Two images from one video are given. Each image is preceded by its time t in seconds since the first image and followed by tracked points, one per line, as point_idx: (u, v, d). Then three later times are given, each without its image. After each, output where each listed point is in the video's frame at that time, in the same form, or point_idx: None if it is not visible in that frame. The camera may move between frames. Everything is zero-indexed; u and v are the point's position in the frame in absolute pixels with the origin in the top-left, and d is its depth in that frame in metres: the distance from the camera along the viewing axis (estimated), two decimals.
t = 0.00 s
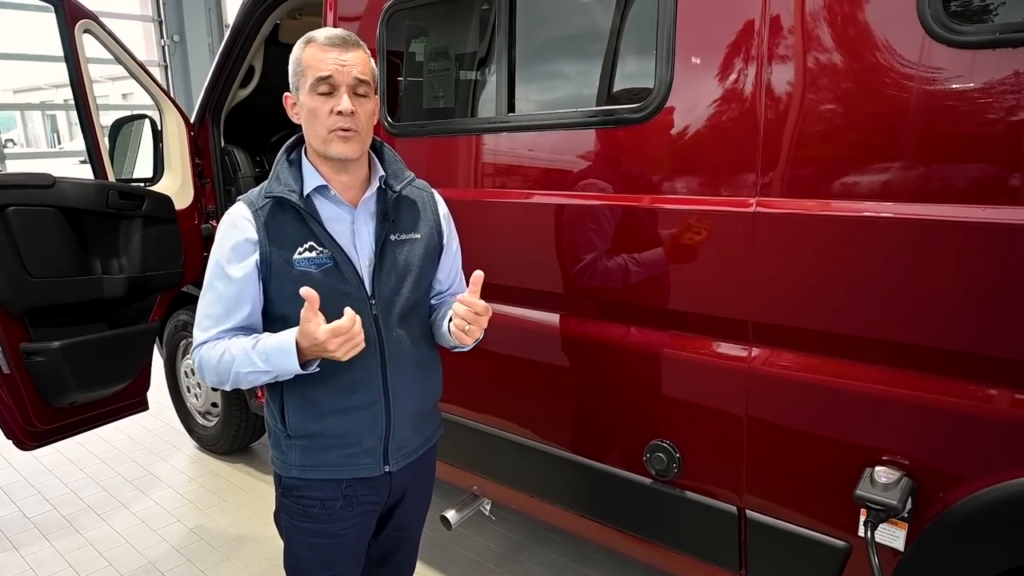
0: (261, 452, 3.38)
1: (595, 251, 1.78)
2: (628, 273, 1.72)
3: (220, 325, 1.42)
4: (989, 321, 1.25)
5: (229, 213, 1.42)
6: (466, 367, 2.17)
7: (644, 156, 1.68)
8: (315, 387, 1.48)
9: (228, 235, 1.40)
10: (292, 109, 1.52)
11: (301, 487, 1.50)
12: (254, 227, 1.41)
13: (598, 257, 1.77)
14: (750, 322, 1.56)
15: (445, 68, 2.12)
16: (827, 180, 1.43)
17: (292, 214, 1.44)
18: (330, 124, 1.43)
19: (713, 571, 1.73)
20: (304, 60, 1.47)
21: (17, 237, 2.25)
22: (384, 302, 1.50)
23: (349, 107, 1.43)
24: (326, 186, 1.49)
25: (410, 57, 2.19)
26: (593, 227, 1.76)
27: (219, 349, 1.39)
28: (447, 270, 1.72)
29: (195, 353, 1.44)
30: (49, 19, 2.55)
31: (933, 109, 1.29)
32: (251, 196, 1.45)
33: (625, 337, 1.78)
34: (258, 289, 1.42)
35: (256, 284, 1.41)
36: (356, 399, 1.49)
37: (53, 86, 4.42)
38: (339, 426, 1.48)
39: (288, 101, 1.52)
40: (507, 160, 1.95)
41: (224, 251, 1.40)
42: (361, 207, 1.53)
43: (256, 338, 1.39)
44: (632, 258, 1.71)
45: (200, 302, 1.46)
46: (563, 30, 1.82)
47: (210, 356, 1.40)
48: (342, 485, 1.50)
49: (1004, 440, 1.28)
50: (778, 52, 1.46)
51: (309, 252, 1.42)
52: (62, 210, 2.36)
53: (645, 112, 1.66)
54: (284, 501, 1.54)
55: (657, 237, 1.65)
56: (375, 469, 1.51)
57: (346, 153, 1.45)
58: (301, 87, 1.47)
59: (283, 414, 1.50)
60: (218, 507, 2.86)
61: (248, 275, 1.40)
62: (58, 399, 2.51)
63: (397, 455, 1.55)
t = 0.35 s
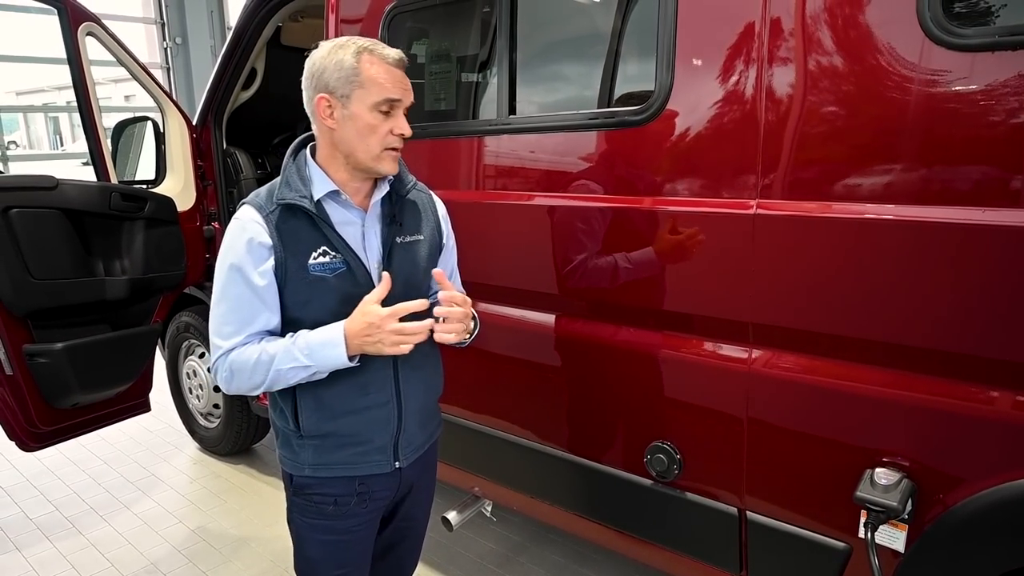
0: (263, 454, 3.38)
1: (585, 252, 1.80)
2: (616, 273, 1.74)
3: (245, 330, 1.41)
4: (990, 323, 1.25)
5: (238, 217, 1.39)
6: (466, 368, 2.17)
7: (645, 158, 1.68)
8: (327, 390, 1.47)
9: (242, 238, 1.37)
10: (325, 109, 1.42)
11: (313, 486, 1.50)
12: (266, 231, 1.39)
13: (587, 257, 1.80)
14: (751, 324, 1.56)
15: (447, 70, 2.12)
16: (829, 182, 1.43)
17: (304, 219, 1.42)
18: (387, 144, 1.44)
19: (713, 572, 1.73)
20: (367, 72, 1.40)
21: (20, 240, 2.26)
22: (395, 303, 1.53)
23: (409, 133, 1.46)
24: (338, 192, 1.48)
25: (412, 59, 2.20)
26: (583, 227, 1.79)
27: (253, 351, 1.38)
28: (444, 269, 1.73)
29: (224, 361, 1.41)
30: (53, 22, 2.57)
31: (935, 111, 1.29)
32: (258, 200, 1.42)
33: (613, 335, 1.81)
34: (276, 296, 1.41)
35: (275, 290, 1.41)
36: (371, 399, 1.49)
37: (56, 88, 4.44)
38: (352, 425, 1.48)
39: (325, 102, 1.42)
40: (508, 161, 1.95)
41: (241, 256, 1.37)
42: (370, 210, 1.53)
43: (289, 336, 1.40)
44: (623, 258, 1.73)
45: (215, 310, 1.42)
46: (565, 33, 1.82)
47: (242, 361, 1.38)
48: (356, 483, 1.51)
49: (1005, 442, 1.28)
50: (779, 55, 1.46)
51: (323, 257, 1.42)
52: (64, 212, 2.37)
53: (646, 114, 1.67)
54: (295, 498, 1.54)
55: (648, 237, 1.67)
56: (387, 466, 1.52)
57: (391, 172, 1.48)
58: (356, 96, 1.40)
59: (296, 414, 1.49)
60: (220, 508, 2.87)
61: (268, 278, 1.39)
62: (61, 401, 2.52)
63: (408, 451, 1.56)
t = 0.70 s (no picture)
0: (264, 454, 3.38)
1: (562, 249, 1.85)
2: (592, 269, 1.79)
3: (278, 329, 1.39)
4: (993, 323, 1.25)
5: (261, 215, 1.37)
6: (467, 369, 2.17)
7: (647, 159, 1.68)
8: (348, 386, 1.48)
9: (271, 236, 1.36)
10: (339, 114, 1.42)
11: (333, 481, 1.50)
12: (294, 229, 1.38)
13: (564, 254, 1.85)
14: (753, 325, 1.56)
15: (449, 70, 2.12)
16: (830, 182, 1.43)
17: (328, 216, 1.42)
18: (401, 146, 1.44)
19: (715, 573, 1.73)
20: (378, 76, 1.40)
21: (23, 240, 2.26)
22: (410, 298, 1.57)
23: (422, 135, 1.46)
24: (358, 190, 1.49)
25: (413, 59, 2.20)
26: (561, 224, 1.84)
27: (292, 348, 1.37)
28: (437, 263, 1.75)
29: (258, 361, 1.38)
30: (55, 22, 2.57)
31: (937, 112, 1.29)
32: (280, 198, 1.40)
33: (590, 330, 1.86)
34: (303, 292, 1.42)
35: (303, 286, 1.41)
36: (391, 392, 1.51)
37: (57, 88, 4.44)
38: (372, 419, 1.50)
39: (338, 107, 1.42)
40: (510, 161, 1.95)
41: (273, 254, 1.35)
42: (385, 208, 1.55)
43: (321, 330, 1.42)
44: (599, 255, 1.78)
45: (242, 311, 1.38)
46: (567, 33, 1.82)
47: (281, 359, 1.36)
48: (375, 475, 1.52)
49: (1007, 443, 1.27)
50: (780, 55, 1.46)
51: (348, 254, 1.43)
52: (66, 212, 2.37)
53: (647, 115, 1.67)
54: (312, 494, 1.54)
55: (625, 232, 1.71)
56: (404, 456, 1.55)
57: (404, 173, 1.48)
58: (368, 100, 1.40)
59: (317, 411, 1.48)
60: (221, 508, 2.87)
61: (300, 275, 1.39)
62: (62, 401, 2.52)
63: (420, 441, 1.60)
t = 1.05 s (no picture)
0: (266, 453, 3.38)
1: (558, 247, 1.85)
2: (587, 267, 1.79)
3: (286, 325, 1.39)
4: (995, 323, 1.25)
5: (265, 214, 1.37)
6: (468, 369, 2.16)
7: (648, 159, 1.68)
8: (354, 380, 1.48)
9: (278, 232, 1.36)
10: (330, 114, 1.43)
11: (339, 477, 1.50)
12: (298, 225, 1.38)
13: (559, 252, 1.85)
14: (755, 325, 1.56)
15: (451, 70, 2.12)
16: (832, 182, 1.43)
17: (330, 212, 1.42)
18: (392, 142, 1.44)
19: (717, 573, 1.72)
20: (365, 74, 1.40)
21: (24, 239, 2.26)
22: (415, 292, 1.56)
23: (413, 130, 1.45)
24: (359, 186, 1.48)
25: (415, 58, 2.19)
26: (557, 223, 1.84)
27: (301, 344, 1.37)
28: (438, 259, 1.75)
29: (268, 358, 1.38)
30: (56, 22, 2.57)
31: (939, 111, 1.28)
32: (280, 197, 1.40)
33: (585, 327, 1.87)
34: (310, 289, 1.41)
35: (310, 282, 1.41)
36: (395, 386, 1.52)
37: (58, 87, 4.45)
38: (378, 414, 1.50)
39: (329, 107, 1.43)
40: (511, 161, 1.95)
41: (280, 251, 1.35)
42: (386, 203, 1.55)
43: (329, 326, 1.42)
44: (595, 254, 1.77)
45: (250, 308, 1.38)
46: (568, 32, 1.82)
47: (291, 355, 1.36)
48: (380, 469, 1.52)
49: (1010, 444, 1.27)
50: (783, 54, 1.46)
51: (352, 249, 1.43)
52: (68, 211, 2.37)
53: (648, 115, 1.66)
54: (317, 491, 1.54)
55: (619, 230, 1.72)
56: (409, 451, 1.55)
57: (398, 169, 1.48)
58: (356, 99, 1.40)
59: (323, 407, 1.48)
60: (223, 508, 2.87)
61: (306, 271, 1.39)
62: (64, 400, 2.52)
63: (425, 435, 1.59)
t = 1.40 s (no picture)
0: (277, 451, 3.40)
1: (568, 248, 1.85)
2: (599, 267, 1.78)
3: (291, 320, 1.40)
4: (1011, 326, 1.23)
5: (270, 211, 1.38)
6: (478, 369, 2.17)
7: (659, 159, 1.68)
8: (362, 378, 1.49)
9: (282, 229, 1.37)
10: (328, 116, 1.46)
11: (346, 474, 1.51)
12: (303, 222, 1.39)
13: (570, 254, 1.85)
14: (766, 326, 1.55)
15: (462, 70, 2.12)
16: (845, 182, 1.41)
17: (335, 210, 1.43)
18: (385, 141, 1.43)
19: None
20: (356, 74, 1.40)
21: (41, 237, 2.28)
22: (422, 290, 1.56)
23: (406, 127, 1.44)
24: (365, 185, 1.48)
25: (427, 58, 2.20)
26: (566, 224, 1.84)
27: (306, 340, 1.38)
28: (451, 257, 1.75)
29: (273, 353, 1.39)
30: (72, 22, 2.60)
31: (954, 111, 1.27)
32: (287, 194, 1.41)
33: (596, 328, 1.86)
34: (315, 285, 1.42)
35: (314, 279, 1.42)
36: (402, 383, 1.52)
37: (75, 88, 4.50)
38: (385, 411, 1.50)
39: (326, 108, 1.45)
40: (523, 161, 1.95)
41: (283, 247, 1.36)
42: (394, 202, 1.55)
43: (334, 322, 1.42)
44: (606, 253, 1.77)
45: (256, 303, 1.39)
46: (580, 32, 1.82)
47: (294, 351, 1.37)
48: (388, 468, 1.52)
49: None
50: (796, 54, 1.45)
51: (357, 246, 1.44)
52: (84, 210, 2.39)
53: (660, 115, 1.66)
54: (325, 488, 1.54)
55: (629, 232, 1.71)
56: (417, 449, 1.54)
57: (396, 168, 1.46)
58: (347, 100, 1.41)
59: (330, 404, 1.49)
60: (234, 505, 2.88)
61: (310, 268, 1.39)
62: (79, 397, 2.53)
63: (434, 434, 1.59)
